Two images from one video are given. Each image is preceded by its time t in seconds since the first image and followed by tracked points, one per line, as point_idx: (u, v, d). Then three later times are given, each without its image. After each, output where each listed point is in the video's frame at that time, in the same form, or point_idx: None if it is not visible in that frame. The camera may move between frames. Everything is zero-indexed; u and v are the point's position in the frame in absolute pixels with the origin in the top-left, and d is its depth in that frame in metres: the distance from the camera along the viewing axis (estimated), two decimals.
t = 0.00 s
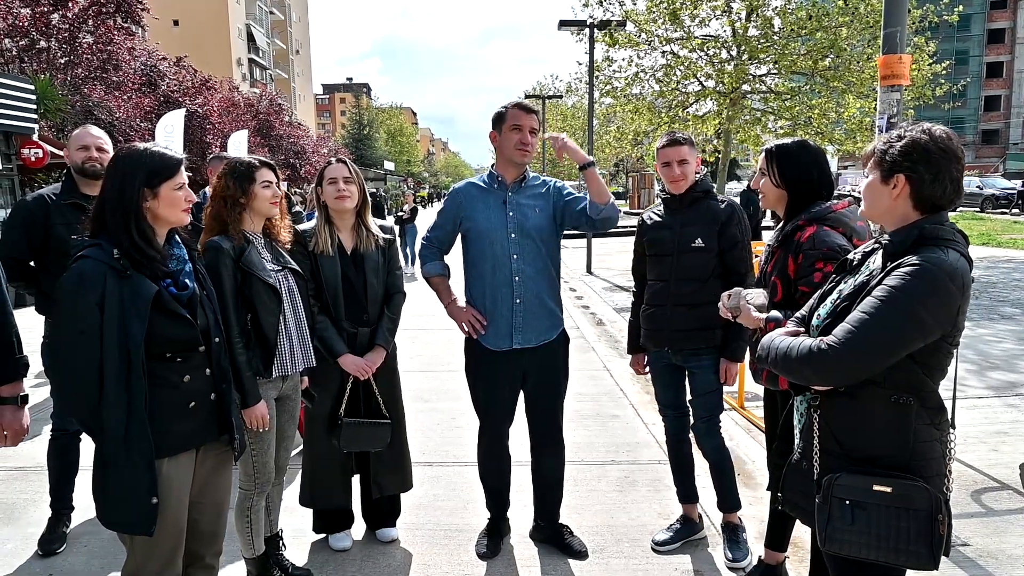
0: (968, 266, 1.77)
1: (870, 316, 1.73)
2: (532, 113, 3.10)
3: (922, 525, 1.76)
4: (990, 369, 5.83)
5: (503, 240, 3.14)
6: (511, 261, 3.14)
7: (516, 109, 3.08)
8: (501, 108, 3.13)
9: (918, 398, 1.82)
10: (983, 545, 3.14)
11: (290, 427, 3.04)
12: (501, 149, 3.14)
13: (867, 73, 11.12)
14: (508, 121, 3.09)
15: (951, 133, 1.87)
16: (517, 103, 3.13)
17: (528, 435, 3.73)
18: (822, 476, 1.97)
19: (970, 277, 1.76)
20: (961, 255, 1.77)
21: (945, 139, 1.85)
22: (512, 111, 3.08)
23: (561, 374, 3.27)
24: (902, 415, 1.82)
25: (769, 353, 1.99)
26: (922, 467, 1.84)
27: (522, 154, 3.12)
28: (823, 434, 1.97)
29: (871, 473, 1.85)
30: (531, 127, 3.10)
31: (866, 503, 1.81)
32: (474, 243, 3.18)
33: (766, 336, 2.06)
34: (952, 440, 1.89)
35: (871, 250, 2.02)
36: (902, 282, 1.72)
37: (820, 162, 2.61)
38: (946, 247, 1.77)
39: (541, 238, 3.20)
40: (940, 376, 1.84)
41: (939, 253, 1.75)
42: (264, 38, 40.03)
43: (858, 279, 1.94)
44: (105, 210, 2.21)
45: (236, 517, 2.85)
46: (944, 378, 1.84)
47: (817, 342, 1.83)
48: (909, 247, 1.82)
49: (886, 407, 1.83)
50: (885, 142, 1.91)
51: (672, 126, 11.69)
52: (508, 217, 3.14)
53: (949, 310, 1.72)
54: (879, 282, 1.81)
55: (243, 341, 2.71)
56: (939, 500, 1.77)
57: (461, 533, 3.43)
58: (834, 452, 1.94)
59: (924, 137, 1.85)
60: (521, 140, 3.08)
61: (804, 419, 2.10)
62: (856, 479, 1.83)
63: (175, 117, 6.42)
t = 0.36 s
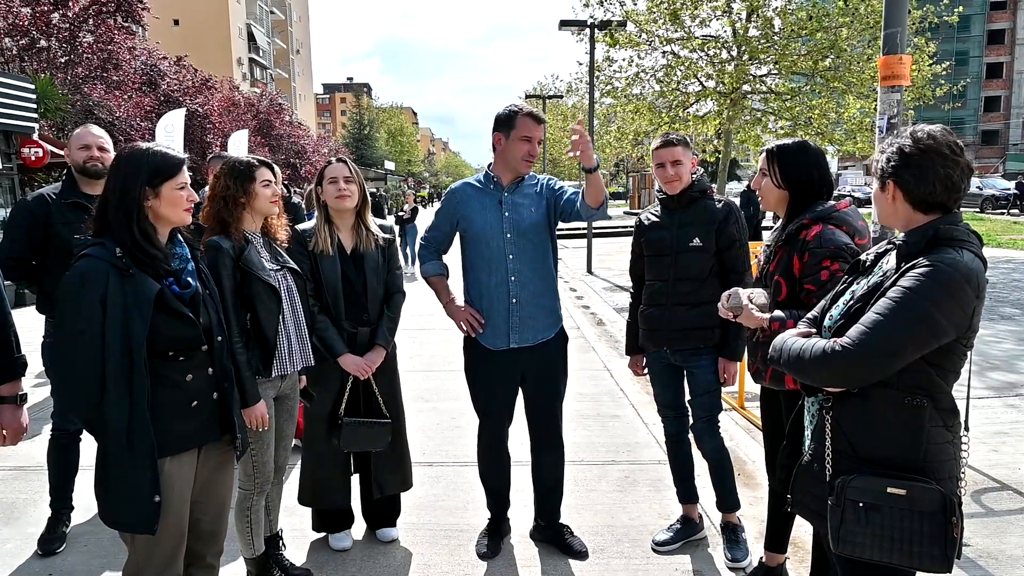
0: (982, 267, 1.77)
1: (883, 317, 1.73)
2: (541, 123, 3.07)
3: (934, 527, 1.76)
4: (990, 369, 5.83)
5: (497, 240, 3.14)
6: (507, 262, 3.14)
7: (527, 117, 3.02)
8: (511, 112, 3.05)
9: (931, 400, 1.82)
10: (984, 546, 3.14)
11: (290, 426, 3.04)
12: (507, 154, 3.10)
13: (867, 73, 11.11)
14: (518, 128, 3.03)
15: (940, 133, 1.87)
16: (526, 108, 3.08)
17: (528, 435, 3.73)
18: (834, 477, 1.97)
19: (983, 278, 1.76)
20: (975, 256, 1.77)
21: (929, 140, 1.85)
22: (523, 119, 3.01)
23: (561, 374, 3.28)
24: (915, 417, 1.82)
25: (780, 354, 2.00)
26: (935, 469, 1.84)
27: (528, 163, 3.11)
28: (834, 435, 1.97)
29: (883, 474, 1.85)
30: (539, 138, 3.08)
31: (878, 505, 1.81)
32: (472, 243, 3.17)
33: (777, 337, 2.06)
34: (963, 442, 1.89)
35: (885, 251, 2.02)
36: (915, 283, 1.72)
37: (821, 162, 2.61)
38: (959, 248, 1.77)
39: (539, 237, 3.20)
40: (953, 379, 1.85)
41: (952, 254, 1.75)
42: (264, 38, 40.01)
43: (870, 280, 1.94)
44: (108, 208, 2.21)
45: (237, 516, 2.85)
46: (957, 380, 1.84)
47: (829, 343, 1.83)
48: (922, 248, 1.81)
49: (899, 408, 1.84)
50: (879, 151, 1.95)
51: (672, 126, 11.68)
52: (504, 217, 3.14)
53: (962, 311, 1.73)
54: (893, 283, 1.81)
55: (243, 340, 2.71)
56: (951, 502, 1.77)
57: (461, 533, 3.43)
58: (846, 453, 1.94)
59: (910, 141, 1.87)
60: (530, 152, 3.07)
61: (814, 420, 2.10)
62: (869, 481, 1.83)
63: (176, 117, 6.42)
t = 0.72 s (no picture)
0: (986, 268, 1.75)
1: (876, 317, 1.75)
2: (551, 126, 3.11)
3: (928, 529, 1.75)
4: (991, 371, 5.83)
5: (502, 244, 3.14)
6: (510, 265, 3.14)
7: (540, 120, 3.06)
8: (521, 114, 3.08)
9: (933, 402, 1.81)
10: (985, 548, 3.13)
11: (290, 425, 3.04)
12: (517, 156, 3.11)
13: (869, 75, 11.10)
14: (531, 131, 3.06)
15: (950, 134, 1.86)
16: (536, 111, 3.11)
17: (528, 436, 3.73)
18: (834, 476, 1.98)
19: (987, 279, 1.74)
20: (979, 257, 1.75)
21: (939, 142, 1.85)
22: (535, 122, 3.05)
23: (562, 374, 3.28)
24: (914, 418, 1.82)
25: (783, 352, 2.03)
26: (936, 473, 1.82)
27: (537, 166, 3.14)
28: (836, 434, 1.98)
29: (880, 474, 1.85)
30: (548, 141, 3.12)
31: (872, 504, 1.81)
32: (474, 242, 3.18)
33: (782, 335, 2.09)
34: (971, 447, 1.86)
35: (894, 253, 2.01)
36: (911, 284, 1.72)
37: (821, 163, 2.62)
38: (964, 249, 1.76)
39: (542, 241, 3.20)
40: (959, 382, 1.82)
41: (954, 255, 1.74)
42: (265, 37, 40.01)
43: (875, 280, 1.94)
44: (110, 208, 2.22)
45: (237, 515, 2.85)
46: (962, 383, 1.82)
47: (826, 341, 1.86)
48: (925, 248, 1.80)
49: (898, 409, 1.84)
50: (889, 152, 1.95)
51: (674, 127, 11.67)
52: (509, 220, 3.14)
53: (961, 312, 1.71)
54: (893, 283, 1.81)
55: (245, 339, 2.70)
56: (948, 506, 1.76)
57: (461, 533, 3.43)
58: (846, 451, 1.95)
59: (920, 143, 1.87)
60: (540, 156, 3.10)
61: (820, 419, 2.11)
62: (864, 479, 1.84)
63: (177, 116, 6.43)
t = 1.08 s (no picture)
0: (980, 267, 1.74)
1: (865, 314, 1.76)
2: (560, 126, 3.10)
3: (917, 527, 1.74)
4: (991, 371, 5.83)
5: (513, 244, 3.13)
6: (521, 266, 3.13)
7: (550, 120, 3.06)
8: (530, 115, 3.08)
9: (926, 400, 1.81)
10: (985, 548, 3.13)
11: (290, 424, 3.04)
12: (526, 157, 3.11)
13: (869, 75, 11.10)
14: (540, 132, 3.06)
15: (951, 134, 1.86)
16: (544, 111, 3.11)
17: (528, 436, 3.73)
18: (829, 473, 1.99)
19: (980, 278, 1.73)
20: (972, 255, 1.74)
21: (939, 141, 1.85)
22: (545, 122, 3.05)
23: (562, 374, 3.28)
24: (908, 416, 1.82)
25: (781, 349, 2.06)
26: (930, 471, 1.82)
27: (546, 167, 3.13)
28: (833, 431, 2.00)
29: (873, 470, 1.86)
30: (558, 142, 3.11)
31: (863, 500, 1.83)
32: (480, 241, 3.16)
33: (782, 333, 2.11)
34: (969, 447, 1.84)
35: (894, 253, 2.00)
36: (900, 281, 1.73)
37: (819, 164, 2.62)
38: (958, 248, 1.75)
39: (550, 242, 3.21)
40: (953, 381, 1.80)
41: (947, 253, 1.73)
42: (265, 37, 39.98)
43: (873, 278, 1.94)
44: (107, 207, 2.22)
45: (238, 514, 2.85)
46: (959, 382, 1.81)
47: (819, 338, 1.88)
48: (920, 246, 1.80)
49: (891, 406, 1.84)
50: (889, 152, 1.95)
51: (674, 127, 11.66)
52: (520, 221, 3.14)
53: (952, 311, 1.70)
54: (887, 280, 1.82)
55: (248, 340, 2.69)
56: (940, 505, 1.75)
57: (461, 533, 3.43)
58: (842, 448, 1.96)
59: (920, 143, 1.87)
60: (550, 156, 3.09)
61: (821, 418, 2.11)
62: (856, 475, 1.86)
63: (177, 116, 6.43)
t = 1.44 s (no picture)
0: (983, 267, 1.75)
1: (873, 315, 1.75)
2: (566, 125, 3.10)
3: (927, 527, 1.75)
4: (990, 371, 5.83)
5: (525, 244, 3.13)
6: (533, 264, 3.14)
7: (556, 118, 3.06)
8: (536, 114, 3.08)
9: (932, 399, 1.82)
10: (985, 548, 3.13)
11: (290, 424, 3.03)
12: (533, 156, 3.11)
13: (869, 75, 11.11)
14: (546, 130, 3.07)
15: (951, 134, 1.86)
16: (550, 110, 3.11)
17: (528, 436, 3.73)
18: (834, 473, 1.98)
19: (984, 277, 1.74)
20: (976, 255, 1.75)
21: (941, 141, 1.85)
22: (551, 121, 3.05)
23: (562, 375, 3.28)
24: (914, 414, 1.82)
25: (784, 351, 2.04)
26: (936, 470, 1.83)
27: (554, 166, 3.13)
28: (836, 431, 1.99)
29: (880, 470, 1.86)
30: (564, 139, 3.11)
31: (872, 500, 1.82)
32: (491, 242, 3.15)
33: (786, 334, 2.09)
34: (970, 445, 1.86)
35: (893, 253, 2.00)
36: (909, 281, 1.73)
37: (808, 165, 2.65)
38: (961, 248, 1.75)
39: (561, 241, 3.22)
40: (957, 379, 1.82)
41: (952, 253, 1.74)
42: (265, 37, 39.93)
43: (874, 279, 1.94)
44: (108, 206, 2.22)
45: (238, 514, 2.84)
46: (962, 379, 1.83)
47: (825, 339, 1.87)
48: (922, 247, 1.81)
49: (898, 406, 1.84)
50: (889, 152, 1.95)
51: (674, 127, 11.66)
52: (531, 220, 3.14)
53: (958, 310, 1.71)
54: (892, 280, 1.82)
55: (250, 339, 2.68)
56: (947, 502, 1.76)
57: (462, 532, 3.43)
58: (846, 448, 1.95)
59: (921, 142, 1.86)
60: (557, 154, 3.09)
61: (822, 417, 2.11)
62: (864, 475, 1.85)
63: (177, 116, 6.43)
